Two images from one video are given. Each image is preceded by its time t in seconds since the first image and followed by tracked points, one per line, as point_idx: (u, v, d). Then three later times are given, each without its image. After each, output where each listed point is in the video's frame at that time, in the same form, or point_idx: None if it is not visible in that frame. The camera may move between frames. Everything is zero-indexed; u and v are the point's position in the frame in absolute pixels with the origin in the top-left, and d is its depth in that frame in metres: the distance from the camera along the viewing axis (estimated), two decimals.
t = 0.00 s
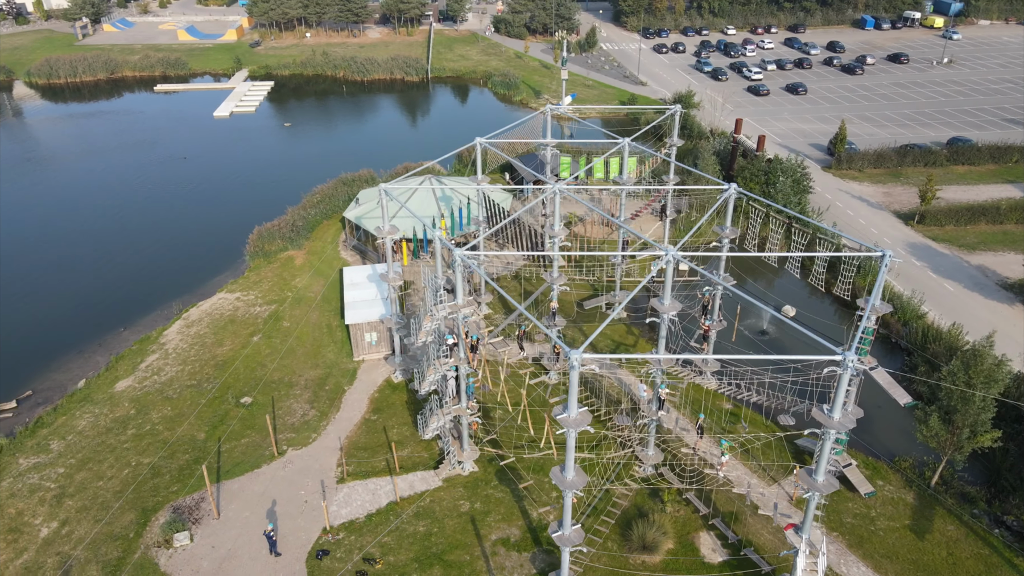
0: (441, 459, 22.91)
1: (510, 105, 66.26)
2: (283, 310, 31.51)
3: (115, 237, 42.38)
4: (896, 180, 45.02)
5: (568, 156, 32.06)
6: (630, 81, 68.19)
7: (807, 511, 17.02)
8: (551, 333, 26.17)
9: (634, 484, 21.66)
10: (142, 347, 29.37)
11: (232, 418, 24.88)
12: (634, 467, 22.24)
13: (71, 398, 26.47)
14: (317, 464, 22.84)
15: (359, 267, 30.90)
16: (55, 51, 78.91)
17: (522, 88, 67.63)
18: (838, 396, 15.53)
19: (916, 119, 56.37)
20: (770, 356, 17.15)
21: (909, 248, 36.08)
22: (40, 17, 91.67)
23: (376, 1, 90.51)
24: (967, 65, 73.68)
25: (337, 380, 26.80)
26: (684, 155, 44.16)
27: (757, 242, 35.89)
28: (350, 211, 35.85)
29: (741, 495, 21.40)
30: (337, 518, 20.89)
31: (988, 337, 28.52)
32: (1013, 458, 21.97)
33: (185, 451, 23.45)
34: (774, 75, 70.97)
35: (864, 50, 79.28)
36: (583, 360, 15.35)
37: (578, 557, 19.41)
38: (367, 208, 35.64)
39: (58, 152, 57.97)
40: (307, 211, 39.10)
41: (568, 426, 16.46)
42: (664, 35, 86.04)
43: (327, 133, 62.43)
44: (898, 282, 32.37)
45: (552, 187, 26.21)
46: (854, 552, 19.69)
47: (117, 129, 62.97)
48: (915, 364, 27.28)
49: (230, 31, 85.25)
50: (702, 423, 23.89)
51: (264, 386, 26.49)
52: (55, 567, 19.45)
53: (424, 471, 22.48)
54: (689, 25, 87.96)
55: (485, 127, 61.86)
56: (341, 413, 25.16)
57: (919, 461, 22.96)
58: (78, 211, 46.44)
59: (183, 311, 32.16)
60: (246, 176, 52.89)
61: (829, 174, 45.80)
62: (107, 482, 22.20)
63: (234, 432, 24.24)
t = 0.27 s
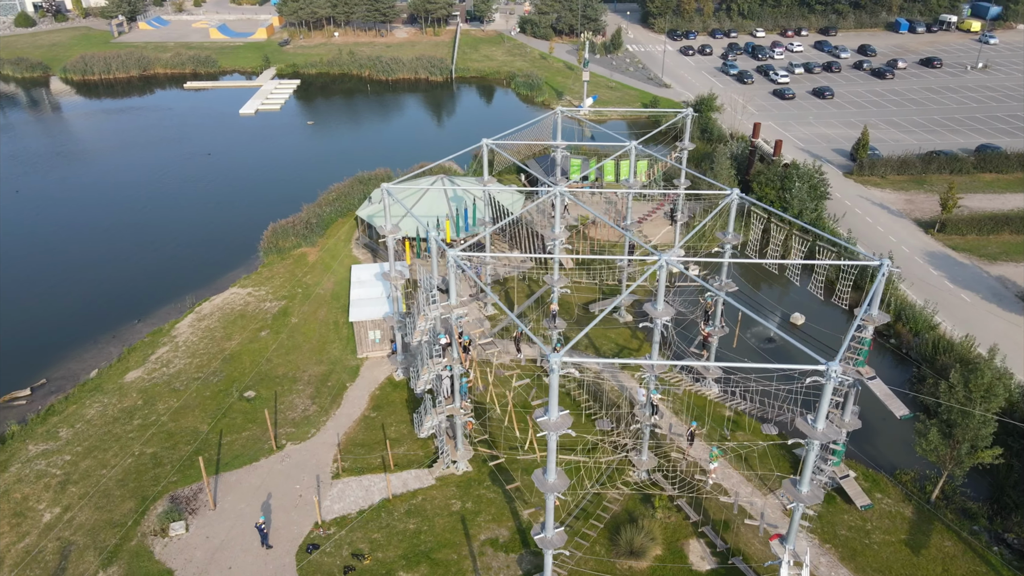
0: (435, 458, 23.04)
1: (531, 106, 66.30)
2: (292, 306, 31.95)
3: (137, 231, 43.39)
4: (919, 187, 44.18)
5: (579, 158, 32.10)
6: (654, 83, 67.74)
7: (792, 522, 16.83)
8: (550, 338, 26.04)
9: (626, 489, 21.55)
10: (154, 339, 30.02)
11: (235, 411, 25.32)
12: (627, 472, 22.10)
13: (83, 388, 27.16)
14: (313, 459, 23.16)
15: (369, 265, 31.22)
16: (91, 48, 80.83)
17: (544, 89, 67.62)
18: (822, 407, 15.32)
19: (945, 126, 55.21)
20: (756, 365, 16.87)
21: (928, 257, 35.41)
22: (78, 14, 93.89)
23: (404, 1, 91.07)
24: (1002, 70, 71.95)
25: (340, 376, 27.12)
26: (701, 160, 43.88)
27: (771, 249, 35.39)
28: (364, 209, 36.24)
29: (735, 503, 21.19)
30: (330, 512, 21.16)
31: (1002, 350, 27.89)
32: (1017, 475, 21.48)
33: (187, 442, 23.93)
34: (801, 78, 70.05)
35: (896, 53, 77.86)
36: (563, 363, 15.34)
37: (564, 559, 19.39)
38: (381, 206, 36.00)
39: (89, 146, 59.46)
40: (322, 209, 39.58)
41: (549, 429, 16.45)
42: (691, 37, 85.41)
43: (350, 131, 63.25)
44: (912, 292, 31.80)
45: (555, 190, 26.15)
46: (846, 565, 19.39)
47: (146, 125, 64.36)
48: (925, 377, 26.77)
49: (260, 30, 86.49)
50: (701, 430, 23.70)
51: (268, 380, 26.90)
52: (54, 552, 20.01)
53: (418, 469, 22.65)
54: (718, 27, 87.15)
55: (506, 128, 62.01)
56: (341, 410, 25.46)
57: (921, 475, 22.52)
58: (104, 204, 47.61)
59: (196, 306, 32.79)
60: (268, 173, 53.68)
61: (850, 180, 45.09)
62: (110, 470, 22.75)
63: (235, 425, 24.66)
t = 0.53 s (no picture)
0: (430, 456, 23.19)
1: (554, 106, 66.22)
2: (302, 301, 32.38)
3: (159, 225, 44.32)
4: (943, 194, 43.25)
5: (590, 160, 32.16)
6: (679, 85, 67.22)
7: (776, 531, 16.63)
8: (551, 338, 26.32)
9: (619, 493, 21.46)
10: (166, 331, 30.66)
11: (238, 404, 25.77)
12: (621, 475, 22.00)
13: (95, 377, 27.86)
14: (311, 453, 23.47)
15: (378, 262, 31.51)
16: (126, 45, 82.72)
17: (568, 89, 67.50)
18: (805, 416, 15.11)
19: (975, 132, 53.94)
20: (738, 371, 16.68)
21: (947, 265, 34.66)
22: (115, 11, 96.03)
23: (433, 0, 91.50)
24: None
25: (343, 372, 27.44)
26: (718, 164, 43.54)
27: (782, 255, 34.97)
28: (377, 206, 36.58)
29: (728, 511, 20.96)
30: (323, 506, 21.43)
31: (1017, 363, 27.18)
32: (1021, 491, 20.95)
33: (190, 433, 24.42)
34: (829, 82, 68.98)
35: (930, 57, 76.24)
36: (542, 365, 15.34)
37: (551, 560, 19.38)
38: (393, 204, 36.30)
39: (119, 141, 60.86)
40: (337, 206, 40.04)
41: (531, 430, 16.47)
42: (719, 39, 84.61)
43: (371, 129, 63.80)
44: (927, 302, 31.17)
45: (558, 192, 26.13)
46: None
47: (175, 120, 65.68)
48: (934, 388, 26.24)
49: (290, 28, 87.62)
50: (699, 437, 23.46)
51: (272, 374, 27.32)
52: (55, 535, 20.57)
53: (412, 467, 22.82)
54: (747, 29, 86.20)
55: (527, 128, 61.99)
56: (342, 405, 25.74)
57: (922, 488, 22.08)
58: (129, 198, 48.70)
59: (209, 299, 33.41)
60: (290, 169, 54.43)
61: (872, 186, 44.31)
62: (114, 457, 23.32)
63: (237, 417, 25.09)
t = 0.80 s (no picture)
0: (425, 455, 23.31)
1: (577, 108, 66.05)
2: (312, 298, 32.79)
3: (179, 220, 45.15)
4: (968, 203, 42.24)
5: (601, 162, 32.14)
6: (703, 88, 66.62)
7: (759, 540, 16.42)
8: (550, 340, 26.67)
9: (612, 496, 21.33)
10: (178, 323, 31.27)
11: (242, 397, 26.18)
12: (614, 479, 21.86)
13: (107, 367, 28.52)
14: (309, 448, 23.74)
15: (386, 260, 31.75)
16: (160, 42, 84.47)
17: (591, 91, 67.26)
18: (786, 424, 14.86)
19: (1007, 139, 52.58)
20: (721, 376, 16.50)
21: (965, 275, 33.87)
22: (152, 10, 98.10)
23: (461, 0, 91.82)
24: None
25: (346, 369, 27.71)
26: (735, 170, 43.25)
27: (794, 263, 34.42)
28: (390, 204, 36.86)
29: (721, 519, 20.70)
30: (316, 501, 21.68)
31: None
32: None
33: (194, 424, 24.88)
34: (858, 86, 67.78)
35: (965, 62, 74.48)
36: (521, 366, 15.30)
37: (537, 561, 19.33)
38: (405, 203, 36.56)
39: (148, 136, 62.15)
40: (352, 204, 40.43)
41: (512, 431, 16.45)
42: (748, 42, 83.64)
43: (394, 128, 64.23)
44: (941, 312, 30.50)
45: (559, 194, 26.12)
46: None
47: (203, 117, 66.87)
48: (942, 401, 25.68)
49: (320, 27, 88.67)
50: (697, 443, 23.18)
51: (277, 369, 27.71)
52: (57, 520, 21.10)
53: (407, 464, 22.97)
54: (777, 31, 85.07)
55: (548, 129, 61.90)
56: (343, 401, 25.99)
57: (923, 503, 21.61)
58: (152, 193, 49.65)
59: (222, 293, 33.99)
60: (311, 166, 55.08)
61: (894, 193, 43.46)
62: (119, 446, 23.86)
63: (240, 411, 25.50)
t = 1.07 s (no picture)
0: (420, 454, 23.47)
1: (600, 110, 65.79)
2: (322, 295, 33.20)
3: (200, 214, 45.98)
4: (994, 212, 41.20)
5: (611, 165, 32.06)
6: (729, 91, 65.92)
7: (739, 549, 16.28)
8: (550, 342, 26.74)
9: (603, 501, 21.28)
10: (191, 317, 31.90)
11: (246, 391, 26.62)
12: (606, 483, 21.81)
13: (120, 358, 29.21)
14: (307, 442, 24.07)
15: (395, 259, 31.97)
16: (194, 41, 86.15)
17: (615, 93, 66.94)
18: (766, 435, 14.71)
19: None
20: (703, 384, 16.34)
21: (986, 287, 33.03)
22: (188, 9, 100.14)
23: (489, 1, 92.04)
24: None
25: (350, 366, 28.01)
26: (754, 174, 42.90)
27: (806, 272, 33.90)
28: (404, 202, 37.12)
29: (715, 529, 20.48)
30: (310, 495, 21.96)
31: None
32: None
33: (198, 416, 25.38)
34: (889, 91, 66.48)
35: (1002, 67, 72.62)
36: (500, 369, 15.39)
37: (524, 563, 19.34)
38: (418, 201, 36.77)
39: (176, 132, 63.36)
40: (367, 202, 40.77)
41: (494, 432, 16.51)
42: (778, 45, 82.53)
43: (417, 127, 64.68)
44: (956, 324, 29.81)
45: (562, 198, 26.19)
46: None
47: (231, 114, 68.00)
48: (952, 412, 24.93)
49: (349, 27, 89.68)
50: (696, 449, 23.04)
51: (282, 364, 28.11)
52: (60, 506, 21.70)
53: (401, 462, 23.16)
54: (808, 34, 83.81)
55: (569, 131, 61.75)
56: (345, 397, 26.26)
57: (922, 517, 21.16)
58: (176, 187, 50.63)
59: (235, 288, 34.56)
60: (333, 164, 55.62)
61: (918, 201, 42.52)
62: (125, 435, 24.45)
63: (243, 404, 25.92)
